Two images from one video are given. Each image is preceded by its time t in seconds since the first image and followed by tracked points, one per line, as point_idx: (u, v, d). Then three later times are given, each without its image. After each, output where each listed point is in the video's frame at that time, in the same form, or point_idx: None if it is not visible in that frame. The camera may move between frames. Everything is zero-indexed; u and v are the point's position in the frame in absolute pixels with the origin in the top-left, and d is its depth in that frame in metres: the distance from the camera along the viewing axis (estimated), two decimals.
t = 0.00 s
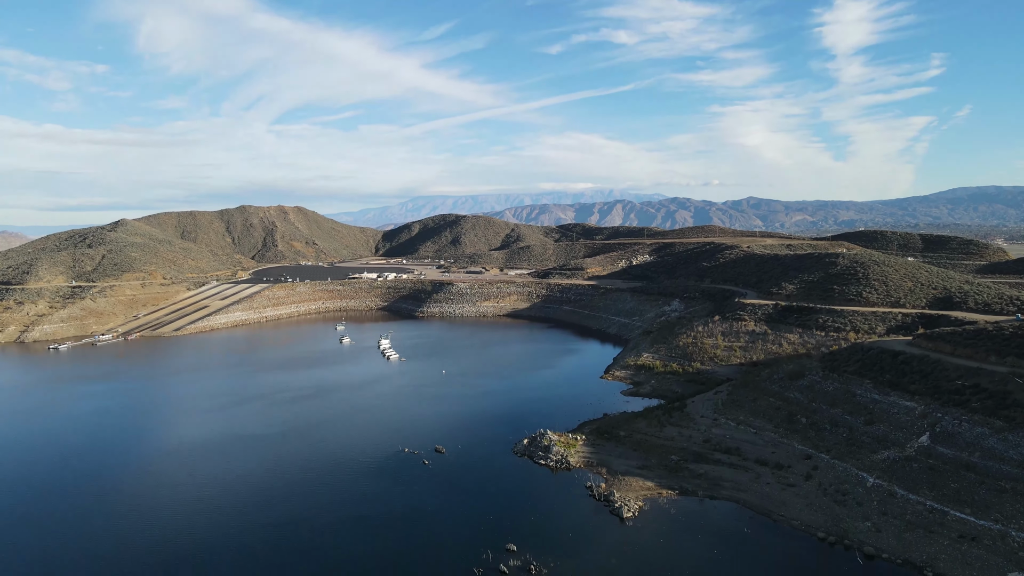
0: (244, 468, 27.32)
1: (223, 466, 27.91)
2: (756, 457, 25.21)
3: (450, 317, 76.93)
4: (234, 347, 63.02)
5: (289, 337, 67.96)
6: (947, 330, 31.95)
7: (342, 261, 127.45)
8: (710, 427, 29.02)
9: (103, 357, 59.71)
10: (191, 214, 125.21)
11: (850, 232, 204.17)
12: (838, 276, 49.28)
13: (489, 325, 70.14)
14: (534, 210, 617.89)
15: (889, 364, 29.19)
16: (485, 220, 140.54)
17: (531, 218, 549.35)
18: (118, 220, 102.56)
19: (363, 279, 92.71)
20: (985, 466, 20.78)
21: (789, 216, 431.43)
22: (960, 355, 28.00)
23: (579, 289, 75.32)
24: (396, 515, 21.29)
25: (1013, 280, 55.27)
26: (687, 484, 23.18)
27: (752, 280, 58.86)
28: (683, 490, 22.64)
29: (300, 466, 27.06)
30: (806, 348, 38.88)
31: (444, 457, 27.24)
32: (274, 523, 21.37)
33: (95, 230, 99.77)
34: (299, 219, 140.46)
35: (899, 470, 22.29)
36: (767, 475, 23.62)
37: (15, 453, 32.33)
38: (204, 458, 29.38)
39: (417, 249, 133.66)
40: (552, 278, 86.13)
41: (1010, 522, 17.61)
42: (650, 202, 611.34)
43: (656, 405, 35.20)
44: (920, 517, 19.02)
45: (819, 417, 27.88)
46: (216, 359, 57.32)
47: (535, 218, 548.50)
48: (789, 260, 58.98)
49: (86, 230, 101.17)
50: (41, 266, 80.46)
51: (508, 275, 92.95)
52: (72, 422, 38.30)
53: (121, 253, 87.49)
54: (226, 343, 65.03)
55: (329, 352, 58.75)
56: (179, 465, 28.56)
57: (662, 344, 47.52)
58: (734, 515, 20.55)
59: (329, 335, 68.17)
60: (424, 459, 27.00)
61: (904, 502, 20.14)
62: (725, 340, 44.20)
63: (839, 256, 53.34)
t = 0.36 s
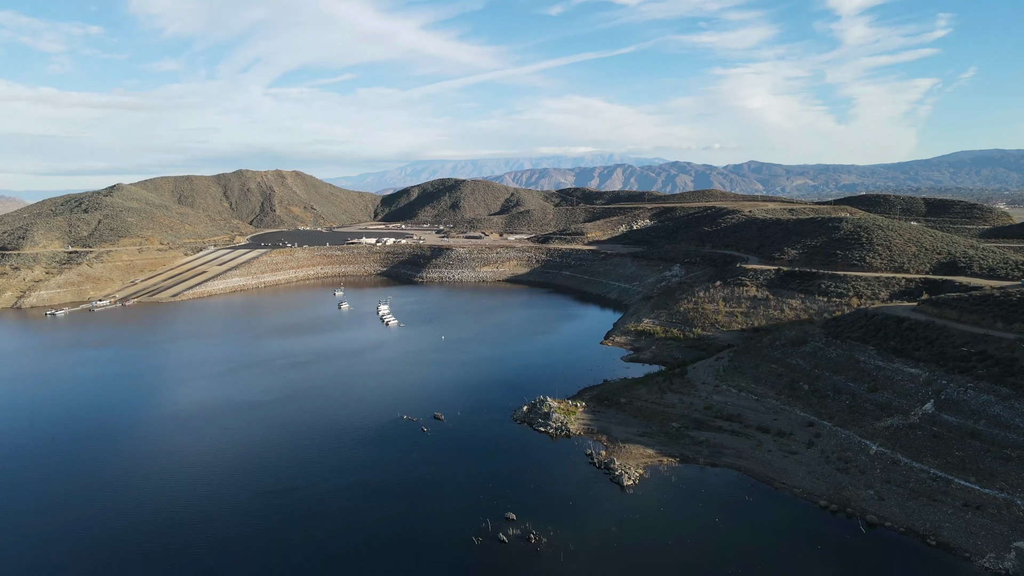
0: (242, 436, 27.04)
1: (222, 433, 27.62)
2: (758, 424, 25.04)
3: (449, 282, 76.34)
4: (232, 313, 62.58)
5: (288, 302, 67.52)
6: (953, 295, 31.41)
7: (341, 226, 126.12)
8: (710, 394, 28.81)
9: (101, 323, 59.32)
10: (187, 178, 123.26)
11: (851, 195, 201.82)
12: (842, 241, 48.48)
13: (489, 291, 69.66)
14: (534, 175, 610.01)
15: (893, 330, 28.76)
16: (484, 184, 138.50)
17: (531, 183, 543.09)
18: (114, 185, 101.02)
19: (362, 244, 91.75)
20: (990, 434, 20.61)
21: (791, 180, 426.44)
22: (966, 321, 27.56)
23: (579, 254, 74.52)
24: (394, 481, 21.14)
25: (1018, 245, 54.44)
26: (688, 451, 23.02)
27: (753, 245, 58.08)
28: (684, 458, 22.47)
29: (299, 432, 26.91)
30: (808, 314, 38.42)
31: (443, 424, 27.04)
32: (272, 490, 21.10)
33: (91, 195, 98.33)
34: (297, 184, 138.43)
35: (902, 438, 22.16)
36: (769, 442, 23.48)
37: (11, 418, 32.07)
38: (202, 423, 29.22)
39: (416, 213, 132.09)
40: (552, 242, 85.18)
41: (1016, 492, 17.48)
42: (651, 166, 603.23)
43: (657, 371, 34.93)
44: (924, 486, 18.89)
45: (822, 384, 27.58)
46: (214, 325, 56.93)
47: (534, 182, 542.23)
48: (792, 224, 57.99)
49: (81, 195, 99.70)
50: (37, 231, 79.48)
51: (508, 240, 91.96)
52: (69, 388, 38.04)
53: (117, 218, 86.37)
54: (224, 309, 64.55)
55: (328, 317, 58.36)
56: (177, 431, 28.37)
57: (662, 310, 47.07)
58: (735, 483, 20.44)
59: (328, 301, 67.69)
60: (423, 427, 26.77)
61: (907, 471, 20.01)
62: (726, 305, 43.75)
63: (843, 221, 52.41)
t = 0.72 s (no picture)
0: (240, 400, 26.71)
1: (219, 397, 27.28)
2: (761, 388, 24.75)
3: (448, 244, 75.38)
4: (230, 275, 61.90)
5: (286, 264, 66.79)
6: (960, 257, 30.65)
7: (339, 187, 124.12)
8: (712, 357, 28.45)
9: (98, 285, 58.78)
10: (182, 137, 120.62)
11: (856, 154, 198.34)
12: (847, 201, 47.37)
13: (489, 252, 68.81)
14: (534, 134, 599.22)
15: (899, 293, 28.16)
16: (483, 143, 135.71)
17: (531, 142, 533.88)
18: (108, 145, 98.98)
19: (360, 205, 90.33)
20: (997, 399, 20.29)
21: (796, 139, 418.93)
22: (975, 284, 26.92)
23: (580, 215, 73.31)
24: (393, 447, 20.93)
25: None
26: (690, 416, 22.78)
27: (756, 206, 56.96)
28: (685, 422, 22.24)
29: (297, 396, 26.69)
30: (811, 276, 37.74)
31: (442, 388, 26.79)
32: (269, 456, 20.80)
33: (84, 155, 96.36)
34: (293, 143, 135.60)
35: (907, 403, 21.87)
36: (771, 406, 23.23)
37: (9, 380, 31.85)
38: (201, 387, 29.00)
39: (414, 174, 129.89)
40: (552, 203, 83.80)
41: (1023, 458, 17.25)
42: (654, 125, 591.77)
43: (657, 334, 34.52)
44: (929, 452, 18.69)
45: (826, 347, 27.16)
46: (212, 288, 56.36)
47: (534, 142, 533.08)
48: (795, 184, 56.72)
49: (74, 155, 97.73)
50: (30, 193, 78.17)
51: (507, 200, 90.48)
52: (66, 350, 37.77)
53: (112, 178, 84.78)
54: (221, 271, 63.86)
55: (326, 280, 57.72)
56: (175, 394, 28.16)
57: (663, 272, 46.38)
58: (737, 448, 20.21)
59: (327, 263, 66.91)
60: (421, 391, 26.52)
61: (912, 436, 19.76)
62: (728, 267, 43.05)
63: (848, 181, 51.15)
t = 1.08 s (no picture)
0: (235, 366, 26.28)
1: (214, 363, 26.85)
2: (764, 354, 24.36)
3: (447, 205, 74.14)
4: (227, 238, 61.03)
5: (284, 227, 65.86)
6: (969, 219, 29.78)
7: (336, 148, 121.69)
8: (715, 322, 27.98)
9: (95, 248, 58.00)
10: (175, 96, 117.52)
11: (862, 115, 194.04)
12: (853, 162, 46.06)
13: (488, 214, 67.65)
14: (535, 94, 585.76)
15: (906, 257, 27.43)
16: (482, 102, 132.46)
17: (532, 102, 522.61)
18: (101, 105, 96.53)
19: (358, 167, 88.55)
20: (1007, 365, 19.85)
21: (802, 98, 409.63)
22: (984, 247, 26.14)
23: (580, 176, 71.85)
24: (392, 413, 20.65)
25: None
26: (692, 381, 22.43)
27: (760, 166, 55.59)
28: (687, 388, 21.92)
29: (293, 361, 26.36)
30: (816, 239, 36.90)
31: (441, 353, 26.41)
32: (264, 423, 20.45)
33: (76, 115, 94.01)
34: (290, 103, 132.29)
35: (913, 368, 21.49)
36: (774, 372, 22.87)
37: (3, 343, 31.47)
38: (197, 351, 28.70)
39: (412, 134, 127.18)
40: (552, 164, 82.10)
41: None
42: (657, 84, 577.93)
43: (658, 298, 33.99)
44: (935, 419, 18.37)
45: (830, 312, 26.64)
46: (210, 251, 55.60)
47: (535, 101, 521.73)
48: (800, 144, 55.23)
49: (66, 115, 95.39)
50: (23, 154, 76.59)
51: (507, 161, 88.68)
52: (62, 313, 37.32)
53: (105, 139, 82.88)
54: (218, 234, 62.95)
55: (324, 242, 56.85)
56: (170, 359, 27.84)
57: (665, 234, 45.51)
58: (740, 415, 19.91)
59: (325, 225, 65.89)
60: (419, 356, 26.16)
61: (918, 403, 19.43)
62: (731, 230, 42.18)
63: (854, 140, 49.70)
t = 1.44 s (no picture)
0: (228, 332, 25.78)
1: (207, 329, 26.35)
2: (767, 320, 23.87)
3: (446, 167, 72.70)
4: (223, 201, 59.98)
5: (281, 189, 64.65)
6: (979, 182, 28.89)
7: (333, 108, 118.90)
8: (718, 287, 27.40)
9: (89, 211, 57.08)
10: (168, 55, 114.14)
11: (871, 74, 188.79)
12: (860, 122, 44.68)
13: (487, 176, 66.36)
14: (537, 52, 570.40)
15: (915, 221, 26.65)
16: (480, 61, 128.79)
17: (533, 61, 509.28)
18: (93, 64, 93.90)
19: (355, 128, 86.59)
20: (1017, 333, 19.38)
21: (810, 57, 398.74)
22: (995, 211, 25.34)
23: (581, 137, 70.17)
24: (389, 381, 20.32)
25: None
26: (694, 348, 22.00)
27: (764, 126, 54.10)
28: (688, 355, 21.51)
29: (288, 327, 25.91)
30: (820, 201, 36.04)
31: (439, 319, 25.96)
32: (257, 392, 20.04)
33: (67, 75, 91.48)
34: (286, 61, 128.61)
35: (920, 335, 21.04)
36: (778, 338, 22.44)
37: None
38: (191, 316, 28.23)
39: (410, 95, 124.07)
40: (552, 125, 80.15)
41: None
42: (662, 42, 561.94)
43: (659, 262, 33.34)
44: (942, 387, 18.01)
45: (836, 277, 26.02)
46: (205, 214, 54.68)
47: (536, 60, 508.38)
48: (807, 103, 53.54)
49: (57, 74, 92.85)
50: (14, 115, 74.81)
51: (506, 122, 86.64)
52: (55, 277, 36.73)
53: (98, 99, 80.78)
54: (214, 197, 61.88)
55: (321, 205, 55.85)
56: (163, 324, 27.37)
57: (667, 197, 44.53)
58: (743, 383, 19.54)
59: (321, 187, 64.69)
60: (417, 322, 25.72)
61: (925, 371, 19.04)
62: (734, 192, 41.23)
63: (862, 100, 48.15)
